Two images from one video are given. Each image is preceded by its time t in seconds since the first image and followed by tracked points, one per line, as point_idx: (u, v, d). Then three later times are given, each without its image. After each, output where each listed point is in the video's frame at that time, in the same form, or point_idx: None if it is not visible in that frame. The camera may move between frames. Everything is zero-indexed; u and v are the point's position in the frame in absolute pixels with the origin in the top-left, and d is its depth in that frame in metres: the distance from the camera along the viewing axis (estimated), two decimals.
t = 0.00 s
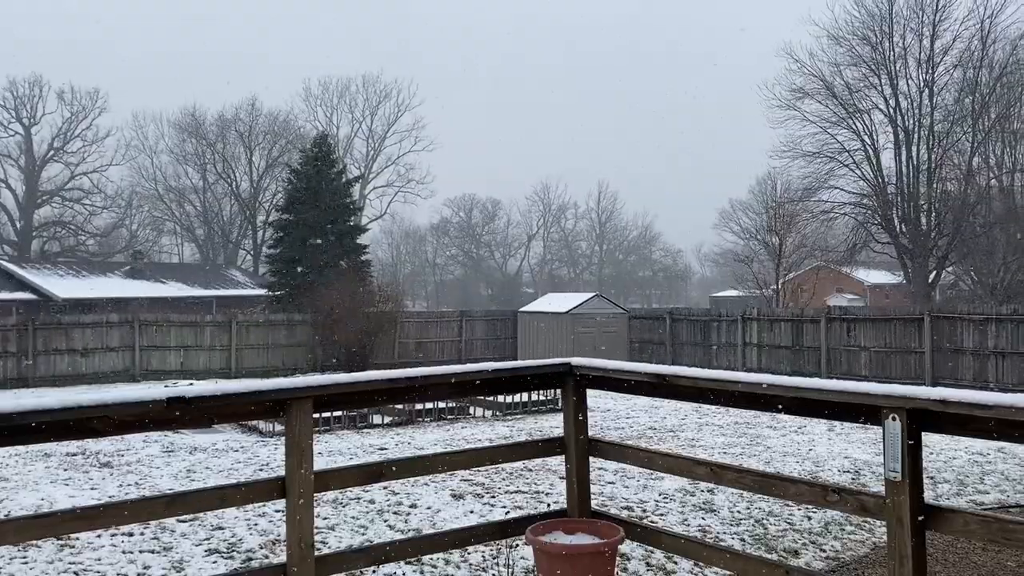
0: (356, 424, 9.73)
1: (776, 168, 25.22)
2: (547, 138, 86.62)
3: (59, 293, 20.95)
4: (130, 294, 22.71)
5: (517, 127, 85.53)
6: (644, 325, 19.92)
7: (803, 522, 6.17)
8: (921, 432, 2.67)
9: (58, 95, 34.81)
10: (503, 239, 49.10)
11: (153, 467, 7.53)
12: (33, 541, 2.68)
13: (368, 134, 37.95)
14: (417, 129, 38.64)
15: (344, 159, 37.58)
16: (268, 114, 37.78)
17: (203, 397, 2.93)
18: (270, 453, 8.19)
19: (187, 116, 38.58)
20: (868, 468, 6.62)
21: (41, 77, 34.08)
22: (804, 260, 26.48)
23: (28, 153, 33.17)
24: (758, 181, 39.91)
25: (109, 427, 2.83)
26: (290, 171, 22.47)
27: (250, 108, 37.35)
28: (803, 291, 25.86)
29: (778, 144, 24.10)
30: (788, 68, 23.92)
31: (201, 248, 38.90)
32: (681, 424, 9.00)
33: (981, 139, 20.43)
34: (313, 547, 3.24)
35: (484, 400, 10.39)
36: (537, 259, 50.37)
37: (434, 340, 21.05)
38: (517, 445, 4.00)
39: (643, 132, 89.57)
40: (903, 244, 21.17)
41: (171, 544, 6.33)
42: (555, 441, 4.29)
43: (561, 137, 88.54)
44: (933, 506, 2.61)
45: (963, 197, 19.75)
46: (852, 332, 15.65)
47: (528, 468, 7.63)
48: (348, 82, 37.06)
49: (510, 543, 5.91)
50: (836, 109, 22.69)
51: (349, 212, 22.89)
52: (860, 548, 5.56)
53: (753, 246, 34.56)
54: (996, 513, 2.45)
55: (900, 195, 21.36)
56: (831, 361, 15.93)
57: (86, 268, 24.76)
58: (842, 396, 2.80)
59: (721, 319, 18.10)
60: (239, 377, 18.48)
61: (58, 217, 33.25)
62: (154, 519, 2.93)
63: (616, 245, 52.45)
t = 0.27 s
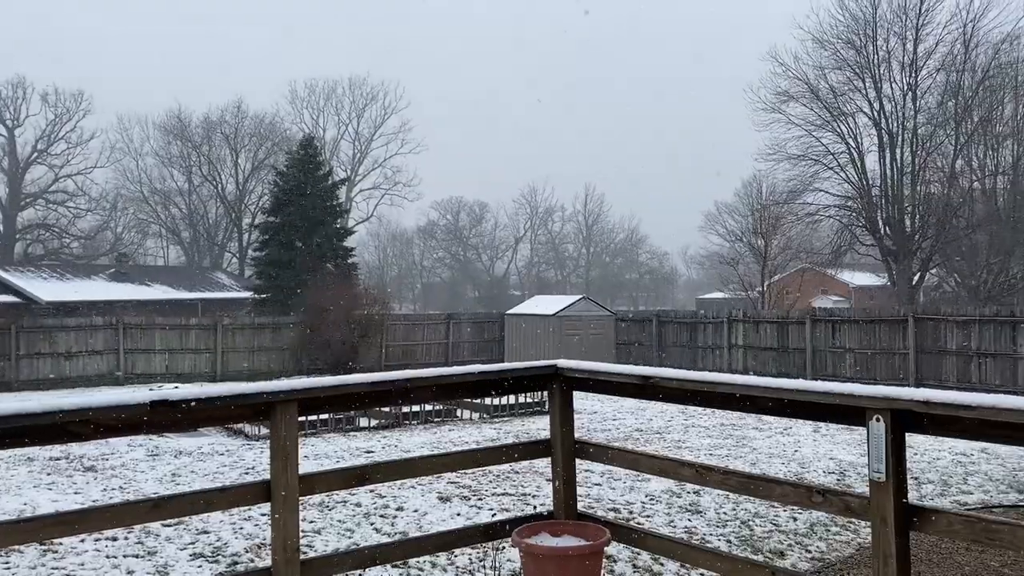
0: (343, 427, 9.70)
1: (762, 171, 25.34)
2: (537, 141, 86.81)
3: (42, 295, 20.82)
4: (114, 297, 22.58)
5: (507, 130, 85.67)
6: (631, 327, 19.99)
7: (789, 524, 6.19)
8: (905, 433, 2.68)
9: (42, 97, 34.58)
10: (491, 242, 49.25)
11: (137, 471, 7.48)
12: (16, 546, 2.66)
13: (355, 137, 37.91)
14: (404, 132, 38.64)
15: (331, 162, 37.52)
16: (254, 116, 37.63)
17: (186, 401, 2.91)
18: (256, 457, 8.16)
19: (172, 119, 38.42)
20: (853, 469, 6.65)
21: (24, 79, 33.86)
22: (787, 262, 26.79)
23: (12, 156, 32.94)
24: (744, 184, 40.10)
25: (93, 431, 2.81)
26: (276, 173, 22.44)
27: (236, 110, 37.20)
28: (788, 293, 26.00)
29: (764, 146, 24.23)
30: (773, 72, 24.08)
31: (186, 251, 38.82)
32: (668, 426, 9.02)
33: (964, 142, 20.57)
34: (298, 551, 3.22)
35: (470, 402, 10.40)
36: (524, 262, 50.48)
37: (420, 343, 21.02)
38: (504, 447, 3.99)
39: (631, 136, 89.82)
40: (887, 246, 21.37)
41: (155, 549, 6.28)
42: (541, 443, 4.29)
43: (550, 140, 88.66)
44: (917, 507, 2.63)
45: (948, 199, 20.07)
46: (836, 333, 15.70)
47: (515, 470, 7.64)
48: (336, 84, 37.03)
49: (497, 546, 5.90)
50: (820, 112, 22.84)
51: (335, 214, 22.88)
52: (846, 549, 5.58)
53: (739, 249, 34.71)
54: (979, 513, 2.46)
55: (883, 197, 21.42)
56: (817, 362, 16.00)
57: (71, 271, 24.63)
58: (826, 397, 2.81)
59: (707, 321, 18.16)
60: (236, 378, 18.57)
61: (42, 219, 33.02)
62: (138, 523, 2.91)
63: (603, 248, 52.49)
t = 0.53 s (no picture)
0: (328, 429, 9.65)
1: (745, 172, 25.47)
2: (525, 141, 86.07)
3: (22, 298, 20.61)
4: (95, 300, 22.36)
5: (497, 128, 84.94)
6: (615, 329, 20.04)
7: (772, 523, 6.22)
8: (887, 433, 2.71)
9: (21, 97, 34.20)
10: (475, 243, 49.23)
11: (119, 475, 7.42)
12: None
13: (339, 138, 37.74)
14: (387, 133, 38.51)
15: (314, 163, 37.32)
16: (236, 117, 37.37)
17: (169, 403, 2.88)
18: (239, 459, 8.10)
19: (152, 120, 38.10)
20: (836, 468, 6.69)
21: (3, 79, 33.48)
22: (769, 263, 27.00)
23: None
24: (727, 186, 40.26)
25: (74, 434, 2.78)
26: (259, 174, 22.33)
27: (218, 111, 36.93)
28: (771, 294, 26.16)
29: (747, 148, 24.33)
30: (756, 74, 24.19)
31: (168, 253, 38.57)
32: (653, 427, 9.04)
33: (944, 143, 21.17)
34: (282, 554, 3.20)
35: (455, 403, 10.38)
36: (509, 263, 50.46)
37: (404, 345, 20.95)
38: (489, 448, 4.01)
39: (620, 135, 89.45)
40: (869, 247, 21.41)
41: (138, 553, 6.22)
42: (527, 445, 4.28)
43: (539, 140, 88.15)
44: (899, 505, 2.66)
45: (927, 201, 20.16)
46: (819, 333, 15.84)
47: (500, 472, 7.63)
48: (318, 85, 36.83)
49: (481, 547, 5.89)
50: (803, 113, 22.93)
51: (319, 216, 22.81)
52: (829, 548, 5.61)
53: (723, 249, 34.89)
54: (960, 512, 2.48)
55: (864, 198, 21.53)
56: (800, 362, 16.09)
57: (51, 273, 24.40)
58: (810, 397, 2.84)
59: (691, 322, 18.23)
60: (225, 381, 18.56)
61: (21, 221, 32.64)
62: (120, 527, 2.88)
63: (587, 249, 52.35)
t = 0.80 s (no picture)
0: (306, 430, 9.60)
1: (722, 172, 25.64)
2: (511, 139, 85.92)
3: None
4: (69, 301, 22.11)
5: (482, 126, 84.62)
6: (594, 328, 20.13)
7: (750, 521, 6.26)
8: (863, 431, 2.74)
9: None
10: (455, 243, 49.23)
11: (94, 477, 7.35)
12: None
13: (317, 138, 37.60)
14: (367, 133, 38.45)
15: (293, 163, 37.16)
16: (213, 117, 37.06)
17: (141, 406, 2.86)
18: (216, 461, 8.05)
19: (128, 119, 37.75)
20: (812, 466, 6.74)
21: None
22: (746, 262, 27.21)
23: None
24: (705, 186, 40.51)
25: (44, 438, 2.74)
26: (236, 174, 22.25)
27: (194, 110, 36.60)
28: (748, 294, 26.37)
29: (724, 149, 24.50)
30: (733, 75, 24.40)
31: (143, 253, 38.36)
32: (631, 426, 9.07)
33: (918, 144, 21.45)
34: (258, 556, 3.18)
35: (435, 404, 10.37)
36: (488, 264, 50.16)
37: (384, 345, 20.90)
38: (469, 448, 4.01)
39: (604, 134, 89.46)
40: (844, 247, 21.48)
41: (113, 556, 6.16)
42: (505, 445, 4.28)
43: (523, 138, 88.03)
44: (874, 503, 2.68)
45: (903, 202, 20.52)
46: (795, 333, 15.95)
47: (478, 472, 7.63)
48: (297, 85, 36.69)
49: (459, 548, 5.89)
50: (779, 114, 23.10)
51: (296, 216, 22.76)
52: (806, 546, 5.66)
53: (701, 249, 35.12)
54: (933, 508, 2.52)
55: (840, 198, 21.71)
56: (777, 362, 16.21)
57: (25, 274, 24.18)
58: (787, 395, 2.86)
59: (669, 321, 18.34)
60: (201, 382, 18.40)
61: None
62: (92, 531, 2.85)
63: (567, 249, 52.73)
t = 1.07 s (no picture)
0: (281, 432, 9.53)
1: (697, 173, 25.83)
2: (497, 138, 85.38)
3: None
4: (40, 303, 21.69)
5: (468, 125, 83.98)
6: (571, 328, 20.21)
7: (726, 520, 6.30)
8: (835, 429, 2.77)
9: None
10: (432, 243, 49.11)
11: (64, 481, 7.23)
12: None
13: (292, 137, 37.27)
14: (342, 132, 38.24)
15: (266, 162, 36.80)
16: (187, 116, 36.54)
17: (114, 407, 2.81)
18: (191, 463, 7.96)
19: (100, 117, 37.17)
20: (786, 465, 6.80)
21: None
22: (722, 263, 27.46)
23: None
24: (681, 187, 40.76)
25: (13, 440, 2.67)
26: (210, 173, 22.01)
27: (168, 109, 36.04)
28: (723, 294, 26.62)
29: (700, 150, 24.68)
30: (707, 76, 24.61)
31: (116, 253, 38.01)
32: (608, 425, 9.10)
33: (890, 145, 21.70)
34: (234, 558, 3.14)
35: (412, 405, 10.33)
36: (466, 263, 50.51)
37: (359, 346, 20.79)
38: (446, 449, 4.00)
39: (593, 134, 89.09)
40: (817, 248, 21.61)
41: (84, 561, 6.06)
42: (483, 445, 4.28)
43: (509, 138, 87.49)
44: (847, 500, 2.71)
45: (876, 202, 20.86)
46: (770, 333, 16.08)
47: (456, 472, 7.63)
48: (272, 83, 36.37)
49: (436, 549, 5.87)
50: (754, 116, 23.26)
51: (271, 216, 22.62)
52: (781, 544, 5.71)
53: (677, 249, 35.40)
54: (906, 507, 2.55)
55: (814, 199, 21.95)
56: (752, 361, 16.35)
57: None
58: (763, 394, 2.89)
59: (646, 321, 18.47)
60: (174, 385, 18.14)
61: None
62: (63, 535, 2.79)
63: (544, 249, 52.75)
